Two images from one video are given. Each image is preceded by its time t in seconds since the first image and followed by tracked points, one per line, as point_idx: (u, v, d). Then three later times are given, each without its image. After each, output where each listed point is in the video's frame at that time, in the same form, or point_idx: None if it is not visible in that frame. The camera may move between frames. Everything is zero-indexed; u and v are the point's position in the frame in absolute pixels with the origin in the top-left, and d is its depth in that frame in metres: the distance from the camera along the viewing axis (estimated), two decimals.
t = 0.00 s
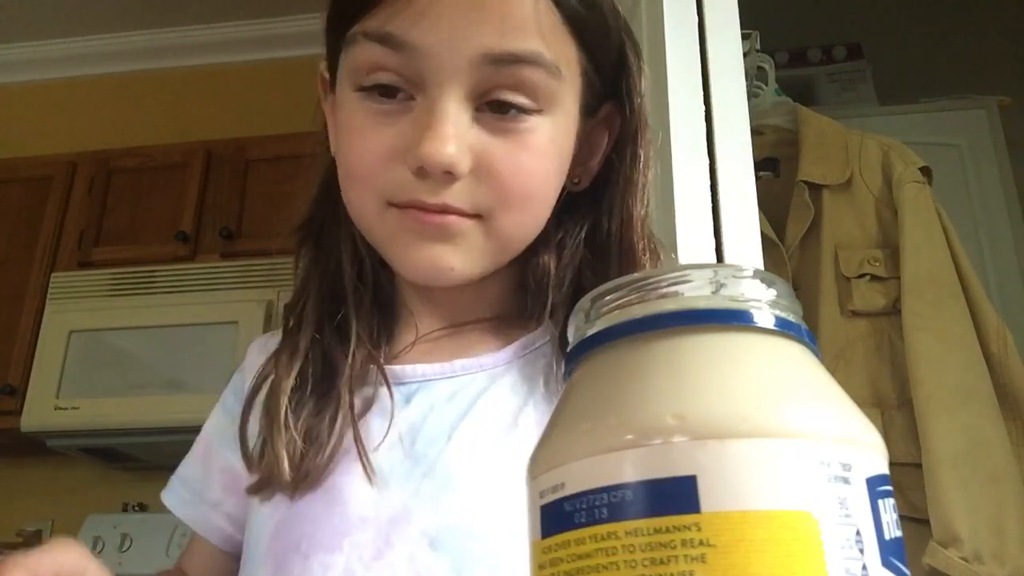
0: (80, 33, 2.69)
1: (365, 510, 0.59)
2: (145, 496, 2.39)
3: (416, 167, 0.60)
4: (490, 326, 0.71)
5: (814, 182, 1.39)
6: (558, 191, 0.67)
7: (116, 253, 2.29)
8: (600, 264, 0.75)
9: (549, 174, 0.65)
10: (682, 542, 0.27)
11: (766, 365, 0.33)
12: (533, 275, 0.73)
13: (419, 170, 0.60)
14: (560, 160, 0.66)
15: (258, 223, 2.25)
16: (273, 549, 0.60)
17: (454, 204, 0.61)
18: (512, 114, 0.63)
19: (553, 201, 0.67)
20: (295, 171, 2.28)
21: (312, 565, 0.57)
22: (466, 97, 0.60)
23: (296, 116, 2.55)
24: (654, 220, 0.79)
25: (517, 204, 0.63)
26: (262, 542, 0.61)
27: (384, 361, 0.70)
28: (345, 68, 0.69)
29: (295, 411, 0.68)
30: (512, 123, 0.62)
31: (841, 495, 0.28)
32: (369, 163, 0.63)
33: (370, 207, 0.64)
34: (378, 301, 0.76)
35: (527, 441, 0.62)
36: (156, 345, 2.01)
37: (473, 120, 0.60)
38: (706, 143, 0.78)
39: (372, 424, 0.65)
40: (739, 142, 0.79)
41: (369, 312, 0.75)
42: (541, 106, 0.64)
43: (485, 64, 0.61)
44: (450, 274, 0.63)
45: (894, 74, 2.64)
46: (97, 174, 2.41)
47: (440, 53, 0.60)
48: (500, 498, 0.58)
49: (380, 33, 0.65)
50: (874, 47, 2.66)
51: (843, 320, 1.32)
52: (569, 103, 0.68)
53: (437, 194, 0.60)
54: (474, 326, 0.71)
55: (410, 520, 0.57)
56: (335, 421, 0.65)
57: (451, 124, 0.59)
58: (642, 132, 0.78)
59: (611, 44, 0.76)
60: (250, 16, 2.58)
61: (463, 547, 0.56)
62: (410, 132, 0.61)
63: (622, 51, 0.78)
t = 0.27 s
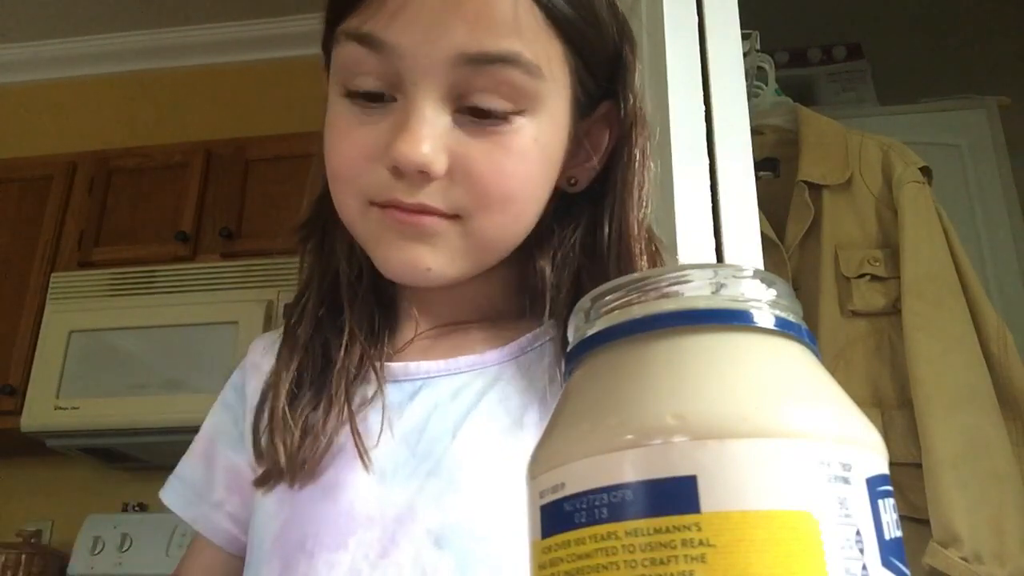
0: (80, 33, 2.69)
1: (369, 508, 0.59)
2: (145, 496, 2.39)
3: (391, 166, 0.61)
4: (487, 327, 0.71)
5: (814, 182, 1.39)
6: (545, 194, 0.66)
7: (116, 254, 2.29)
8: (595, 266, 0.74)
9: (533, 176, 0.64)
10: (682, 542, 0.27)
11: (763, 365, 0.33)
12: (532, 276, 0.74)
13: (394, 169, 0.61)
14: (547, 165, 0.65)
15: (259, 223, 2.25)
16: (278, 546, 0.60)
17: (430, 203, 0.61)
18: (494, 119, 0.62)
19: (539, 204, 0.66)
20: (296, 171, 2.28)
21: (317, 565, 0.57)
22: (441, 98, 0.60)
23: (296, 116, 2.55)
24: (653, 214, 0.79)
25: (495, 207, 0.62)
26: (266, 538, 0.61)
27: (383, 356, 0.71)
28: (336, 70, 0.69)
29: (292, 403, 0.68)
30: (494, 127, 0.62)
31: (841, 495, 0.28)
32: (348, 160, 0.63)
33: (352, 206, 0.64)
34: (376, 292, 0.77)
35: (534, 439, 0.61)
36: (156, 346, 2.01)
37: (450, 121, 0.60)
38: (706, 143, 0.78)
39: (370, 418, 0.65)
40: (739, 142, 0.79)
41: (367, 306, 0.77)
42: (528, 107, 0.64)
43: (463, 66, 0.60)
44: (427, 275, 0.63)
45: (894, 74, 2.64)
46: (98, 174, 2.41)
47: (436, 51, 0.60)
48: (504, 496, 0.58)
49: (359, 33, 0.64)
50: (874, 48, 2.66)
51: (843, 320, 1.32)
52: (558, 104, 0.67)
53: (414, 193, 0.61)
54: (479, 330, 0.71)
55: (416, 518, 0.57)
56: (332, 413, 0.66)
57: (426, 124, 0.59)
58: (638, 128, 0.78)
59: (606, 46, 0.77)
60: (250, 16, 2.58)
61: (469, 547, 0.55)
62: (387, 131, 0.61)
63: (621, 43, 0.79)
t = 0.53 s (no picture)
0: (80, 33, 2.69)
1: (375, 504, 0.59)
2: (145, 496, 2.39)
3: (404, 172, 0.60)
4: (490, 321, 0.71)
5: (814, 183, 1.39)
6: (551, 191, 0.67)
7: (116, 254, 2.29)
8: (597, 257, 0.73)
9: (541, 173, 0.64)
10: (682, 542, 0.27)
11: (765, 367, 0.32)
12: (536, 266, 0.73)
13: (408, 174, 0.60)
14: (555, 158, 0.66)
15: (259, 223, 2.25)
16: (284, 549, 0.60)
17: (446, 207, 0.60)
18: (501, 116, 0.62)
19: (547, 201, 0.67)
20: (296, 171, 2.28)
21: (322, 562, 0.58)
22: (451, 98, 0.60)
23: (296, 116, 2.55)
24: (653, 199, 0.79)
25: (509, 205, 0.63)
26: (271, 542, 0.61)
27: (386, 355, 0.71)
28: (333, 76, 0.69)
29: (295, 412, 0.67)
30: (502, 124, 0.62)
31: (841, 495, 0.28)
32: (359, 170, 0.63)
33: (364, 217, 0.64)
34: (378, 297, 0.77)
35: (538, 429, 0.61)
36: (156, 346, 2.01)
37: (460, 121, 0.60)
38: (706, 143, 0.78)
39: (375, 420, 0.65)
40: (739, 142, 0.79)
41: (371, 310, 0.76)
42: (532, 104, 0.64)
43: (470, 64, 0.60)
44: (445, 284, 0.63)
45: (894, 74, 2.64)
46: (97, 174, 2.41)
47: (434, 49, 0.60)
48: (510, 486, 0.58)
49: (359, 39, 0.64)
50: (874, 48, 2.66)
51: (843, 320, 1.32)
52: (560, 100, 0.67)
53: (429, 197, 0.60)
54: (481, 322, 0.71)
55: (421, 513, 0.57)
56: (338, 419, 0.65)
57: (437, 126, 0.59)
58: (636, 118, 0.77)
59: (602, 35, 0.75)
60: (250, 16, 2.58)
61: (476, 538, 0.55)
62: (396, 137, 0.60)
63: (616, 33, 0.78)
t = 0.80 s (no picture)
0: (80, 33, 2.69)
1: (368, 496, 0.59)
2: (145, 496, 2.39)
3: (389, 165, 0.60)
4: (487, 314, 0.70)
5: (814, 182, 1.39)
6: (546, 188, 0.66)
7: (116, 254, 2.29)
8: (594, 250, 0.72)
9: (533, 169, 0.64)
10: (682, 542, 0.27)
11: (763, 365, 0.32)
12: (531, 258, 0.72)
13: (393, 168, 0.60)
14: (550, 153, 0.65)
15: (259, 223, 2.25)
16: (281, 542, 0.61)
17: (431, 200, 0.60)
18: (491, 111, 0.61)
19: (542, 198, 0.66)
20: (296, 171, 2.28)
21: (320, 557, 0.58)
22: (438, 92, 0.60)
23: (296, 116, 2.55)
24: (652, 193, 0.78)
25: (498, 200, 0.62)
26: (270, 535, 0.62)
27: (383, 348, 0.71)
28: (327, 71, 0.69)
29: (288, 405, 0.69)
30: (491, 120, 0.61)
31: (841, 495, 0.28)
32: (348, 166, 0.64)
33: (354, 213, 0.64)
34: (375, 292, 0.78)
35: (535, 416, 0.60)
36: (156, 346, 2.02)
37: (447, 115, 0.60)
38: (706, 143, 0.78)
39: (368, 410, 0.65)
40: (739, 143, 0.79)
41: (365, 303, 0.77)
42: (524, 98, 0.63)
43: (453, 57, 0.60)
44: (433, 280, 0.63)
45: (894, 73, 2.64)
46: (98, 174, 2.41)
47: (429, 45, 0.60)
48: (503, 474, 0.57)
49: (349, 32, 0.65)
50: (874, 48, 2.66)
51: (843, 319, 1.32)
52: (555, 94, 0.66)
53: (414, 190, 0.60)
54: (481, 311, 0.71)
55: (416, 506, 0.57)
56: (328, 410, 0.66)
57: (423, 121, 0.59)
58: (637, 113, 0.78)
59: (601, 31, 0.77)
60: (251, 16, 2.58)
61: (471, 528, 0.55)
62: (382, 131, 0.61)
63: (619, 29, 0.79)
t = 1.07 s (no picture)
0: (80, 33, 2.69)
1: (375, 493, 0.59)
2: (145, 496, 2.39)
3: (395, 163, 0.60)
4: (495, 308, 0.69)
5: (814, 182, 1.39)
6: (553, 183, 0.66)
7: (116, 254, 2.29)
8: (602, 242, 0.70)
9: (540, 165, 0.63)
10: (682, 542, 0.27)
11: (764, 365, 0.32)
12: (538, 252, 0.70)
13: (398, 166, 0.60)
14: (558, 145, 0.65)
15: (259, 223, 2.25)
16: (285, 541, 0.60)
17: (439, 198, 0.60)
18: (499, 107, 0.61)
19: (548, 194, 0.66)
20: (296, 171, 2.28)
21: (326, 554, 0.57)
22: (444, 89, 0.60)
23: (296, 116, 2.55)
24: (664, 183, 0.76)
25: (506, 196, 0.62)
26: (277, 535, 0.62)
27: (388, 345, 0.71)
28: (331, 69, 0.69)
29: (292, 405, 0.69)
30: (499, 116, 0.61)
31: (841, 495, 0.28)
32: (355, 162, 0.63)
33: (360, 211, 0.64)
34: (380, 290, 0.77)
35: (540, 410, 0.60)
36: (156, 345, 2.02)
37: (453, 112, 0.60)
38: (706, 142, 0.78)
39: (374, 406, 0.65)
40: (739, 143, 0.79)
41: (370, 302, 0.76)
42: (529, 94, 0.63)
43: (459, 53, 0.60)
44: (442, 278, 0.63)
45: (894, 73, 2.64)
46: (98, 174, 2.41)
47: (433, 39, 0.60)
48: (509, 467, 0.56)
49: (352, 28, 0.64)
50: (874, 48, 2.66)
51: (842, 319, 1.32)
52: (561, 89, 0.66)
53: (421, 187, 0.60)
54: (488, 306, 0.70)
55: (421, 502, 0.57)
56: (333, 410, 0.66)
57: (430, 118, 0.59)
58: (643, 107, 0.74)
59: (607, 25, 0.73)
60: (251, 16, 2.58)
61: (478, 524, 0.54)
62: (388, 128, 0.61)
63: (624, 21, 0.76)
